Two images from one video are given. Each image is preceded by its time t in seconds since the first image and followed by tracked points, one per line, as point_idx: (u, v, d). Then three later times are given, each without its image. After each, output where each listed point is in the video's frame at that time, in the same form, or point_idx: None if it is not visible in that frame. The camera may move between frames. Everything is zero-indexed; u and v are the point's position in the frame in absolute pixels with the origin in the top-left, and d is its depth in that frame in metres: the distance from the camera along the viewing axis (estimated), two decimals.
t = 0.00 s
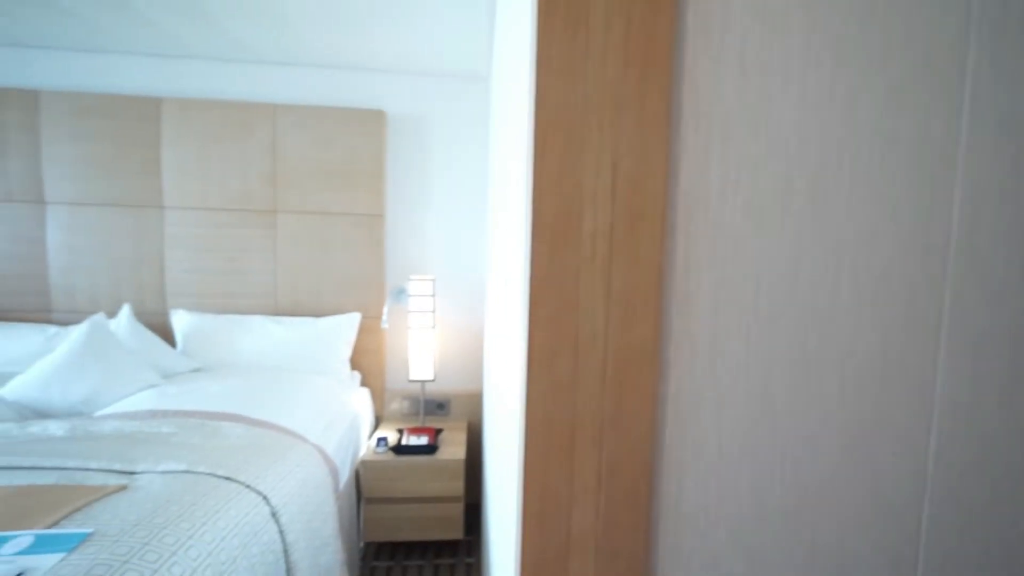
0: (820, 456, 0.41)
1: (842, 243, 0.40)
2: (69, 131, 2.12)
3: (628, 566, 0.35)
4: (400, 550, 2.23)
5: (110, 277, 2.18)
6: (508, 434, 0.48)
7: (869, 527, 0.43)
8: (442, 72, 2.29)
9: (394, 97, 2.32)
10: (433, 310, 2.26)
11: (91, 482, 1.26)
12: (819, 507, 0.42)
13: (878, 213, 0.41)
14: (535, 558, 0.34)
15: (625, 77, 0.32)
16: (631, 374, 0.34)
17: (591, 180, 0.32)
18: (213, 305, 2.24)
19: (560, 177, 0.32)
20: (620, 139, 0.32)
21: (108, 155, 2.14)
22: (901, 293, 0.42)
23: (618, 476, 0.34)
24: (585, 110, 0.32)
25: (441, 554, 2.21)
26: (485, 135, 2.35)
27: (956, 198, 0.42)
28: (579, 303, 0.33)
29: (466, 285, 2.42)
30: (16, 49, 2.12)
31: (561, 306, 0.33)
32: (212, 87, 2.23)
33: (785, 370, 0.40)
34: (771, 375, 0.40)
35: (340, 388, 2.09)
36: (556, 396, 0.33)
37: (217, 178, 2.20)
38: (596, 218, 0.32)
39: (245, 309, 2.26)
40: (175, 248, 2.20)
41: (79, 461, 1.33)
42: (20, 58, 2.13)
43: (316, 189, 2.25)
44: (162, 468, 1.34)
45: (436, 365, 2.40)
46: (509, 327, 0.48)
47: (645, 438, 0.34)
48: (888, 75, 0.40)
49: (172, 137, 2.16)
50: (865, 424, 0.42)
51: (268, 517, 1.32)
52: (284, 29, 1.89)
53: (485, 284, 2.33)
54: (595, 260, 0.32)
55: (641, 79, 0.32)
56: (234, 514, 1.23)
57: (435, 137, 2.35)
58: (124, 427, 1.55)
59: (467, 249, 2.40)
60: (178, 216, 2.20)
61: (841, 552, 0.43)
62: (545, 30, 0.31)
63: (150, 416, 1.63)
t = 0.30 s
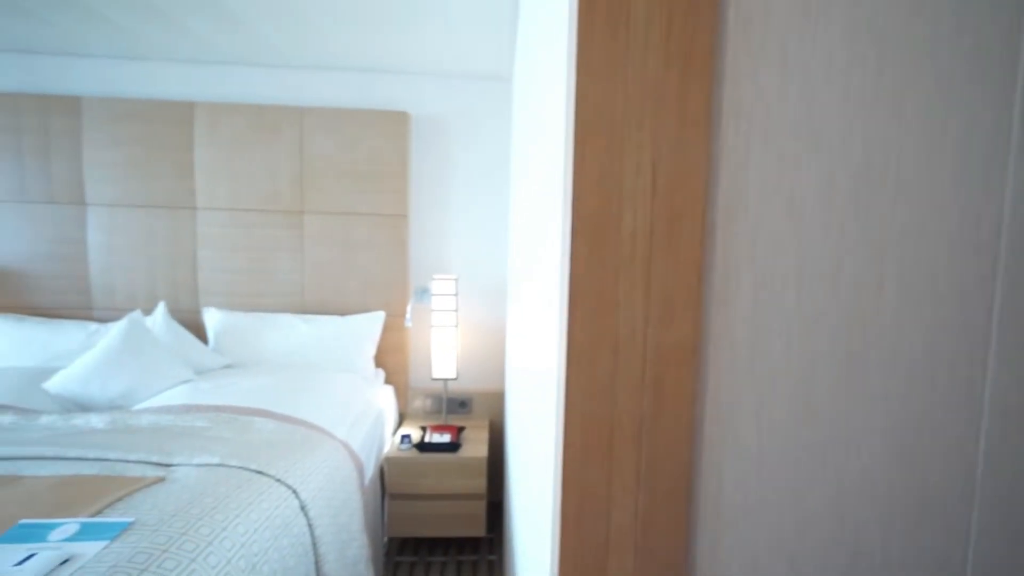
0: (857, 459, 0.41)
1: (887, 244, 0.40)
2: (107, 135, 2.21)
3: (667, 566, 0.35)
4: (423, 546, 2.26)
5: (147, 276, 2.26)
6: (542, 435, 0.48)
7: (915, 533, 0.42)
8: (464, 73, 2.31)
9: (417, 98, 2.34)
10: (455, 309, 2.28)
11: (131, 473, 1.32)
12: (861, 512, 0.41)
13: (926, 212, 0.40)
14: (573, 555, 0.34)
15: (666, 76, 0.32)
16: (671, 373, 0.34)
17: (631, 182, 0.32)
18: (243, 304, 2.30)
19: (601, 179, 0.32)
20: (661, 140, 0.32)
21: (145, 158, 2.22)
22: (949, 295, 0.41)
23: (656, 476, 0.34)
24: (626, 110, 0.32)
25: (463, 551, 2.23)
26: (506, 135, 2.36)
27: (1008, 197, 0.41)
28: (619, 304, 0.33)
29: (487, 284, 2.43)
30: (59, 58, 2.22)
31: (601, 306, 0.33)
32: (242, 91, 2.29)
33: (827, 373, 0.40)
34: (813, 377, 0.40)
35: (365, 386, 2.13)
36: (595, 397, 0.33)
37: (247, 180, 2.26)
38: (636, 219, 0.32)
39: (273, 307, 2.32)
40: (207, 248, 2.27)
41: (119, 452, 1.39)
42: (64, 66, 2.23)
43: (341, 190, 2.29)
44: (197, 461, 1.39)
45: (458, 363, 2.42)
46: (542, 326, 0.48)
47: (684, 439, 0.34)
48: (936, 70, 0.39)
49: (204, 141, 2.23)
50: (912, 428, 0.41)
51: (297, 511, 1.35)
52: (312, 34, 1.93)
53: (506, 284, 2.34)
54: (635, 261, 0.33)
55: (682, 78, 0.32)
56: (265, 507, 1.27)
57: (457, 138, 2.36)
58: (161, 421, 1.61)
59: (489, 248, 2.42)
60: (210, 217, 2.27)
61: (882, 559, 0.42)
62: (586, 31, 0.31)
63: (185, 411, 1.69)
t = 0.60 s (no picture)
0: (920, 461, 0.39)
1: (948, 238, 0.38)
2: (150, 140, 2.30)
3: (716, 563, 0.35)
4: (450, 542, 2.29)
5: (186, 276, 2.35)
6: (582, 432, 0.48)
7: (980, 538, 0.40)
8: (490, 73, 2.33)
9: (444, 99, 2.37)
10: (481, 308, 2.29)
11: (176, 464, 1.37)
12: (921, 513, 0.40)
13: (990, 203, 0.38)
14: (621, 550, 0.34)
15: (717, 71, 0.32)
16: (720, 369, 0.34)
17: (682, 176, 0.32)
18: (276, 302, 2.37)
19: (651, 173, 0.32)
20: (711, 135, 0.32)
21: (185, 162, 2.31)
22: (1017, 290, 0.39)
23: (704, 471, 0.34)
24: (675, 106, 0.32)
25: (490, 548, 2.24)
26: (532, 134, 2.37)
27: None
28: (668, 299, 0.33)
29: (513, 283, 2.44)
30: (105, 69, 2.33)
31: (650, 302, 0.33)
32: (275, 96, 2.36)
33: (883, 369, 0.39)
34: (868, 374, 0.39)
35: (393, 383, 2.16)
36: (643, 392, 0.33)
37: (280, 182, 2.32)
38: (686, 216, 0.32)
39: (304, 305, 2.38)
40: (242, 248, 2.35)
41: (164, 443, 1.45)
42: (110, 75, 2.33)
43: (369, 190, 2.34)
44: (237, 453, 1.44)
45: (484, 362, 2.44)
46: (582, 325, 0.48)
47: (734, 435, 0.34)
48: (1001, 56, 0.38)
49: (240, 145, 2.30)
50: (975, 428, 0.39)
51: (331, 503, 1.39)
52: (342, 38, 1.97)
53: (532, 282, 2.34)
54: (684, 256, 0.33)
55: (733, 72, 0.32)
56: (300, 499, 1.30)
57: (483, 138, 2.38)
58: (202, 414, 1.67)
59: (514, 247, 2.43)
60: (245, 218, 2.34)
61: (945, 564, 0.40)
62: (635, 27, 0.31)
63: (223, 405, 1.75)
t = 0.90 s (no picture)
0: (974, 465, 0.38)
1: (1006, 234, 0.37)
2: (183, 142, 2.37)
3: (756, 561, 0.35)
4: (472, 538, 2.30)
5: (218, 273, 2.42)
6: (617, 431, 0.48)
7: None
8: (512, 72, 2.33)
9: (467, 98, 2.38)
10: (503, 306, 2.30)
11: (210, 455, 1.42)
12: (974, 520, 0.38)
13: None
14: (660, 547, 0.34)
15: (762, 63, 0.31)
16: (763, 366, 0.33)
17: (726, 170, 0.32)
18: (302, 299, 2.42)
19: (693, 168, 0.32)
20: (756, 128, 0.32)
21: (216, 163, 2.38)
22: None
23: (745, 468, 0.34)
24: (719, 101, 0.31)
25: (511, 545, 2.25)
26: (554, 132, 2.37)
27: None
28: (710, 294, 0.33)
29: (535, 281, 2.44)
30: (142, 73, 2.41)
31: (692, 298, 0.33)
32: (302, 98, 2.41)
33: (932, 369, 0.38)
34: (917, 374, 0.38)
35: (416, 379, 2.19)
36: (684, 389, 0.33)
37: (306, 182, 2.37)
38: (729, 210, 0.32)
39: (330, 303, 2.43)
40: (271, 247, 2.41)
41: (199, 436, 1.50)
42: (146, 80, 2.41)
43: (393, 190, 2.37)
44: (267, 445, 1.48)
45: (506, 359, 2.45)
46: (618, 321, 0.48)
47: (777, 432, 0.34)
48: None
49: (268, 145, 2.36)
50: None
51: (357, 497, 1.41)
52: (368, 39, 1.99)
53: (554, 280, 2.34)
54: (727, 251, 0.32)
55: (778, 64, 0.32)
56: (328, 492, 1.33)
57: (505, 136, 2.39)
58: (233, 408, 1.72)
59: (536, 246, 2.43)
60: (273, 217, 2.40)
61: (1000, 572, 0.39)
62: (679, 21, 0.31)
63: (253, 399, 1.80)
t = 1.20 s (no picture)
0: None
1: None
2: (216, 143, 2.44)
3: (799, 559, 0.35)
4: (493, 534, 2.32)
5: (248, 271, 2.49)
6: (654, 427, 0.48)
7: None
8: (536, 70, 2.33)
9: (490, 96, 2.39)
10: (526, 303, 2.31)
11: (243, 446, 1.47)
12: None
13: None
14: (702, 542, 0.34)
15: (810, 54, 0.31)
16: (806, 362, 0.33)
17: (772, 166, 0.32)
18: (329, 296, 2.47)
19: (739, 162, 0.32)
20: (801, 121, 0.31)
21: (247, 163, 2.44)
22: None
23: (789, 464, 0.34)
24: (764, 97, 0.31)
25: (532, 541, 2.26)
26: (577, 129, 2.36)
27: None
28: (753, 289, 0.33)
29: (557, 279, 2.44)
30: (177, 77, 2.50)
31: (735, 294, 0.33)
32: (329, 99, 2.46)
33: (986, 369, 0.36)
34: (968, 374, 0.37)
35: (439, 376, 2.22)
36: (725, 384, 0.33)
37: (333, 180, 2.42)
38: (774, 206, 0.32)
39: (355, 300, 2.47)
40: (298, 245, 2.46)
41: (232, 427, 1.55)
42: (181, 83, 2.50)
43: (417, 188, 2.39)
44: (297, 438, 1.52)
45: (528, 357, 2.46)
46: (655, 318, 0.48)
47: (821, 428, 0.34)
48: None
49: (296, 145, 2.41)
50: None
51: (384, 490, 1.44)
52: (394, 40, 2.01)
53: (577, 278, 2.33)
54: (772, 247, 0.32)
55: (826, 56, 0.31)
56: (356, 485, 1.36)
57: (528, 134, 2.39)
58: (264, 401, 1.77)
59: (559, 244, 2.42)
60: (301, 215, 2.45)
61: None
62: (724, 16, 0.31)
63: (282, 393, 1.85)
